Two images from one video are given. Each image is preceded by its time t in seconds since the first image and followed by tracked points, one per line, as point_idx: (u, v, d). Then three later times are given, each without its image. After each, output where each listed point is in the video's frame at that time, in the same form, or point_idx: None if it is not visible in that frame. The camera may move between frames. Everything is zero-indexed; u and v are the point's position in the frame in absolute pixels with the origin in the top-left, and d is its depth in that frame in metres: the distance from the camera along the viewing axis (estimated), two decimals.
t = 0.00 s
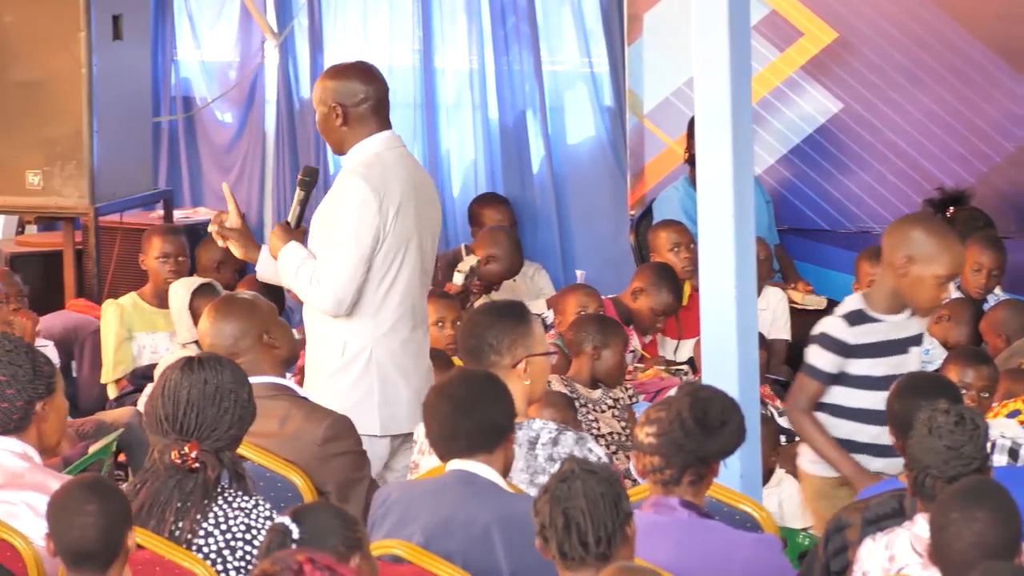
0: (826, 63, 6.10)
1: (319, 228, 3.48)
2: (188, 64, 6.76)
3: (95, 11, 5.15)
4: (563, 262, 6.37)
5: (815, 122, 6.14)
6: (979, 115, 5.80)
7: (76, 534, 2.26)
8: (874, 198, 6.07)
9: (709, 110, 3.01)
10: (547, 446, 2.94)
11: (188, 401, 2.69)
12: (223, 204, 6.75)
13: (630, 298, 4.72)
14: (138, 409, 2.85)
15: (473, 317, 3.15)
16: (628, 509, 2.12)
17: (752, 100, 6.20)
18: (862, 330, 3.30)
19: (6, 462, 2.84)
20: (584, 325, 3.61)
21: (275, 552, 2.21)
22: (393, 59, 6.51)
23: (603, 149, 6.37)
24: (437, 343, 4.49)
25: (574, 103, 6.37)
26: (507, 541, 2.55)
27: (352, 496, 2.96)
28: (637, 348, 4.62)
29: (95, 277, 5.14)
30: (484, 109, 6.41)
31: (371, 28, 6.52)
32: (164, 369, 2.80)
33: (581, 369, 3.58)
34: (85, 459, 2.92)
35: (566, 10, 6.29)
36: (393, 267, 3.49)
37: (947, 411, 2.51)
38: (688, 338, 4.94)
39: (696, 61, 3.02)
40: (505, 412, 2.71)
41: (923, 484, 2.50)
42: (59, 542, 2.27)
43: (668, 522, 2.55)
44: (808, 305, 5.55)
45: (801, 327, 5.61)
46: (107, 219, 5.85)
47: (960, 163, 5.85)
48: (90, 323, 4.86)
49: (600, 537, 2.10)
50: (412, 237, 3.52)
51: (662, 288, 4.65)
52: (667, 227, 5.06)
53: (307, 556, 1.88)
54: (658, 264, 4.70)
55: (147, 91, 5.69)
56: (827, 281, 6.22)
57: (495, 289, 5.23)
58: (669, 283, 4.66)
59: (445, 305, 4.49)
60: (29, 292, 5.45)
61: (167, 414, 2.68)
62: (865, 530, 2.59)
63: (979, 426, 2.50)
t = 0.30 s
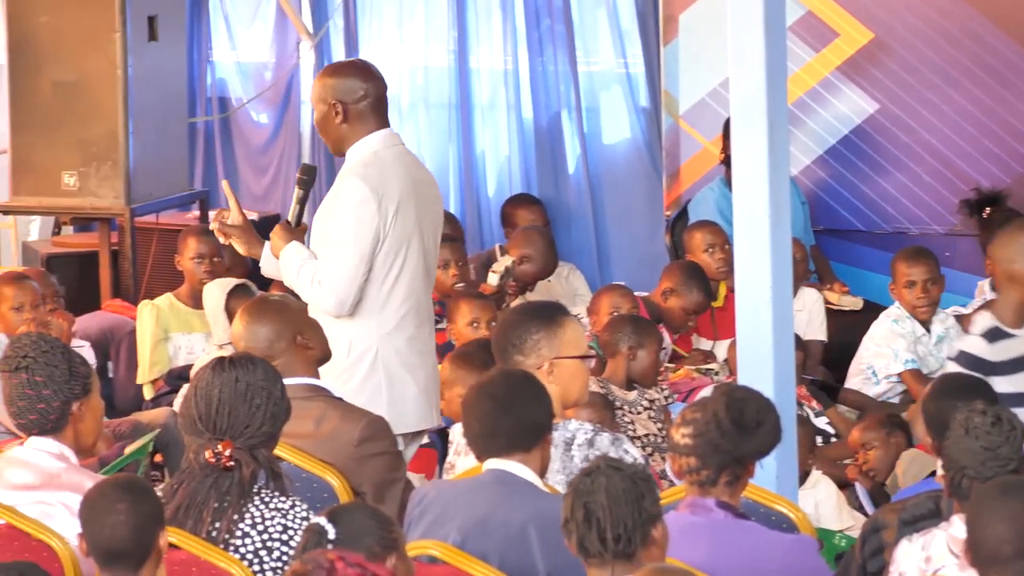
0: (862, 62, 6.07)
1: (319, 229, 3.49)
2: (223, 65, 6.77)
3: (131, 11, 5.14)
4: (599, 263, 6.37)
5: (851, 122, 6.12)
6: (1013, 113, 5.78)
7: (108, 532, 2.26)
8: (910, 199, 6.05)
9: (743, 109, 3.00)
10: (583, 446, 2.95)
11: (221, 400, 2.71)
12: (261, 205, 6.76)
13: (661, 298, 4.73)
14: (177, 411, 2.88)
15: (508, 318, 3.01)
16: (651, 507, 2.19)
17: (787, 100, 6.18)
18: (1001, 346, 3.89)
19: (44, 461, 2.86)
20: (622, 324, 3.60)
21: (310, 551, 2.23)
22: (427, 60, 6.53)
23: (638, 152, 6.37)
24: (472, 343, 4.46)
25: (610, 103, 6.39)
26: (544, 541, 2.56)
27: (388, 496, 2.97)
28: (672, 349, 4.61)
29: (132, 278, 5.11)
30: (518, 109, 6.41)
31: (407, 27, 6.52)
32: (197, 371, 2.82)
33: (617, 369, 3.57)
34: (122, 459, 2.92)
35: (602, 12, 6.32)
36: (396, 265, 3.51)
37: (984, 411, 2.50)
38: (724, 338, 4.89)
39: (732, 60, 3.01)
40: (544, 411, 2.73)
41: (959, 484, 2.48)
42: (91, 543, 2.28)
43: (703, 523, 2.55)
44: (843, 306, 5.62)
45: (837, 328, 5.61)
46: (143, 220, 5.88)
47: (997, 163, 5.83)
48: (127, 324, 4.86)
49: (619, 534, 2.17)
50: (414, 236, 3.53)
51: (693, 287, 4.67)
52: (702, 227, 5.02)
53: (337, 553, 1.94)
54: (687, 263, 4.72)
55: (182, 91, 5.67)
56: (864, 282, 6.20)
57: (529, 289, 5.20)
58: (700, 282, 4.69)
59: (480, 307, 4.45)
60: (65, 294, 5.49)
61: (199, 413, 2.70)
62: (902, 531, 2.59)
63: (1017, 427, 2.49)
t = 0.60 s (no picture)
0: (899, 63, 6.05)
1: (333, 229, 3.50)
2: (260, 65, 6.80)
3: (168, 11, 5.14)
4: (636, 264, 6.32)
5: (889, 123, 6.07)
6: None
7: (140, 532, 2.27)
8: (948, 199, 6.03)
9: (782, 110, 2.99)
10: (619, 446, 2.95)
11: (254, 398, 2.71)
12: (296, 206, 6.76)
13: (699, 299, 4.71)
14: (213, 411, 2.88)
15: (548, 318, 2.99)
16: (688, 505, 2.19)
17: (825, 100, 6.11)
18: None
19: (80, 461, 2.87)
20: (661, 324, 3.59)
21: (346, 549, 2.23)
22: (465, 60, 6.55)
23: (675, 151, 6.31)
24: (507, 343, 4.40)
25: (647, 103, 6.35)
26: (576, 541, 2.55)
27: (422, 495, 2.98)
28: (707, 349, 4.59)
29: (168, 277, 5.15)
30: (556, 110, 6.38)
31: (444, 28, 6.55)
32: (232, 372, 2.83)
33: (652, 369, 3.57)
34: (158, 458, 2.92)
35: (639, 12, 6.31)
36: (410, 264, 3.51)
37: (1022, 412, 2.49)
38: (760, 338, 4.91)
39: (770, 63, 3.00)
40: (580, 415, 2.69)
41: (996, 484, 2.46)
42: (124, 542, 2.29)
43: (739, 523, 2.55)
44: (879, 306, 5.59)
45: (875, 327, 5.62)
46: (179, 220, 5.88)
47: None
48: (163, 324, 4.88)
49: (654, 532, 2.17)
50: (427, 235, 3.54)
51: (732, 290, 4.65)
52: (739, 227, 4.98)
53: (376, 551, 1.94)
54: (726, 265, 4.71)
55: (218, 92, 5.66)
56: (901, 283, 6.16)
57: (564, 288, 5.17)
58: (738, 284, 4.68)
59: (517, 307, 4.40)
60: (101, 293, 5.62)
61: (233, 413, 2.70)
62: (937, 532, 2.57)
63: None
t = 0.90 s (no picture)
0: (926, 62, 6.02)
1: (337, 223, 3.54)
2: (287, 64, 6.80)
3: (195, 10, 5.16)
4: (662, 263, 6.32)
5: (916, 122, 6.05)
6: None
7: (166, 532, 2.28)
8: (975, 198, 5.99)
9: (810, 112, 2.98)
10: (646, 446, 2.95)
11: (279, 402, 2.71)
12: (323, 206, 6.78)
13: (731, 301, 4.69)
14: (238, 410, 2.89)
15: (579, 316, 2.98)
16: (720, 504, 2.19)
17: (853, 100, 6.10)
18: None
19: (108, 461, 2.88)
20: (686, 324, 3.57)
21: (373, 549, 2.22)
22: (492, 58, 6.55)
23: (701, 149, 6.32)
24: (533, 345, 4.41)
25: (674, 103, 6.35)
26: (603, 541, 2.54)
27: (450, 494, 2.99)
28: (736, 351, 4.58)
29: (195, 276, 5.19)
30: (583, 108, 6.37)
31: (471, 29, 6.57)
32: (260, 371, 2.83)
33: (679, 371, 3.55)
34: (185, 457, 2.93)
35: (664, 10, 6.28)
36: (413, 260, 3.56)
37: None
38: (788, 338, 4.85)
39: (796, 64, 2.99)
40: (613, 417, 2.71)
41: None
42: (152, 542, 2.29)
43: (766, 523, 2.55)
44: (907, 306, 5.58)
45: (901, 327, 5.59)
46: (206, 220, 5.92)
47: None
48: (191, 323, 4.88)
49: (687, 531, 2.18)
50: (430, 232, 3.59)
51: (766, 295, 4.62)
52: (767, 227, 5.03)
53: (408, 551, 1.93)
54: (762, 268, 4.67)
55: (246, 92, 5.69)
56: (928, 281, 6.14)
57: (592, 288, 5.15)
58: (773, 288, 4.64)
59: (542, 309, 4.43)
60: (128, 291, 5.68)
61: (258, 416, 2.70)
62: (965, 531, 2.54)
63: None
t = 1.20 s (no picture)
0: (964, 62, 6.02)
1: (361, 217, 3.52)
2: (324, 64, 6.81)
3: (232, 11, 5.19)
4: (699, 263, 6.21)
5: (954, 122, 6.05)
6: None
7: (204, 531, 2.29)
8: (1015, 199, 5.98)
9: (848, 113, 2.97)
10: (684, 446, 2.96)
11: (315, 410, 2.70)
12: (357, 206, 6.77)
13: (771, 302, 4.69)
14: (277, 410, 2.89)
15: (616, 315, 2.98)
16: (759, 502, 2.23)
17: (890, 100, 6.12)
18: None
19: (147, 460, 2.88)
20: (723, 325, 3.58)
21: (411, 549, 2.24)
22: (529, 58, 6.43)
23: (739, 150, 6.19)
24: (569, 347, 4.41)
25: (711, 105, 6.22)
26: (645, 540, 2.54)
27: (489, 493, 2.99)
28: (775, 351, 4.57)
29: (233, 275, 5.21)
30: (620, 108, 6.27)
31: (508, 27, 6.45)
32: (296, 373, 2.81)
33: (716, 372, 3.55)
34: (222, 458, 2.92)
35: (702, 10, 6.17)
36: (437, 250, 3.52)
37: None
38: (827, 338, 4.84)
39: (833, 63, 2.99)
40: (657, 419, 2.71)
41: None
42: (190, 542, 2.31)
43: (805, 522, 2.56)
44: (945, 306, 5.58)
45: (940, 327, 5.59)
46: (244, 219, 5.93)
47: None
48: (228, 323, 4.87)
49: (725, 529, 2.22)
50: (454, 222, 3.56)
51: (807, 297, 4.60)
52: (806, 227, 5.05)
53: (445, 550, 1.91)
54: (801, 269, 4.67)
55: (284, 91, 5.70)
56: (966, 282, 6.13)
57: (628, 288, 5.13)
58: (813, 290, 4.63)
59: (579, 311, 4.25)
60: (168, 291, 5.68)
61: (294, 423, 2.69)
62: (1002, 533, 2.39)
63: None
